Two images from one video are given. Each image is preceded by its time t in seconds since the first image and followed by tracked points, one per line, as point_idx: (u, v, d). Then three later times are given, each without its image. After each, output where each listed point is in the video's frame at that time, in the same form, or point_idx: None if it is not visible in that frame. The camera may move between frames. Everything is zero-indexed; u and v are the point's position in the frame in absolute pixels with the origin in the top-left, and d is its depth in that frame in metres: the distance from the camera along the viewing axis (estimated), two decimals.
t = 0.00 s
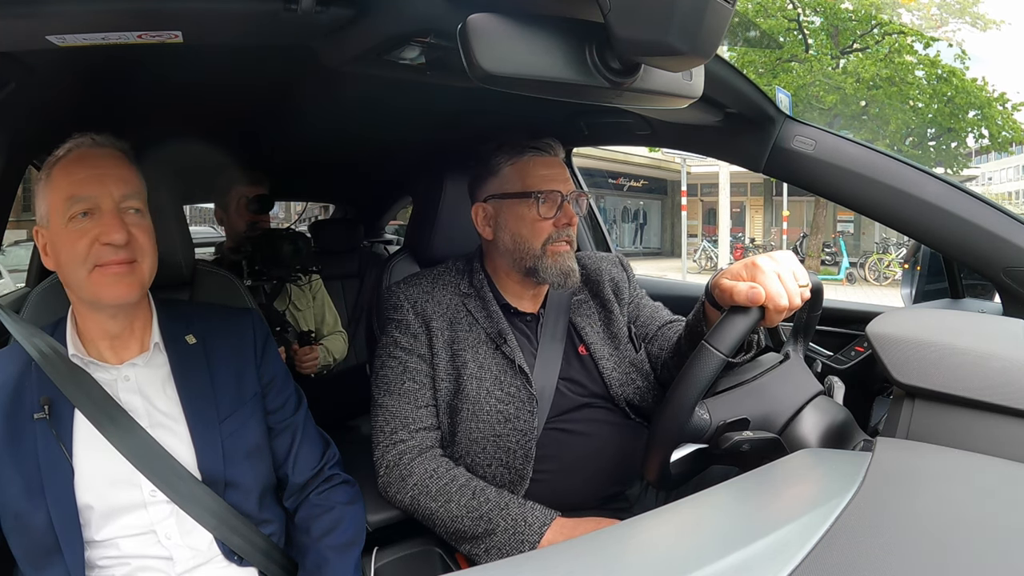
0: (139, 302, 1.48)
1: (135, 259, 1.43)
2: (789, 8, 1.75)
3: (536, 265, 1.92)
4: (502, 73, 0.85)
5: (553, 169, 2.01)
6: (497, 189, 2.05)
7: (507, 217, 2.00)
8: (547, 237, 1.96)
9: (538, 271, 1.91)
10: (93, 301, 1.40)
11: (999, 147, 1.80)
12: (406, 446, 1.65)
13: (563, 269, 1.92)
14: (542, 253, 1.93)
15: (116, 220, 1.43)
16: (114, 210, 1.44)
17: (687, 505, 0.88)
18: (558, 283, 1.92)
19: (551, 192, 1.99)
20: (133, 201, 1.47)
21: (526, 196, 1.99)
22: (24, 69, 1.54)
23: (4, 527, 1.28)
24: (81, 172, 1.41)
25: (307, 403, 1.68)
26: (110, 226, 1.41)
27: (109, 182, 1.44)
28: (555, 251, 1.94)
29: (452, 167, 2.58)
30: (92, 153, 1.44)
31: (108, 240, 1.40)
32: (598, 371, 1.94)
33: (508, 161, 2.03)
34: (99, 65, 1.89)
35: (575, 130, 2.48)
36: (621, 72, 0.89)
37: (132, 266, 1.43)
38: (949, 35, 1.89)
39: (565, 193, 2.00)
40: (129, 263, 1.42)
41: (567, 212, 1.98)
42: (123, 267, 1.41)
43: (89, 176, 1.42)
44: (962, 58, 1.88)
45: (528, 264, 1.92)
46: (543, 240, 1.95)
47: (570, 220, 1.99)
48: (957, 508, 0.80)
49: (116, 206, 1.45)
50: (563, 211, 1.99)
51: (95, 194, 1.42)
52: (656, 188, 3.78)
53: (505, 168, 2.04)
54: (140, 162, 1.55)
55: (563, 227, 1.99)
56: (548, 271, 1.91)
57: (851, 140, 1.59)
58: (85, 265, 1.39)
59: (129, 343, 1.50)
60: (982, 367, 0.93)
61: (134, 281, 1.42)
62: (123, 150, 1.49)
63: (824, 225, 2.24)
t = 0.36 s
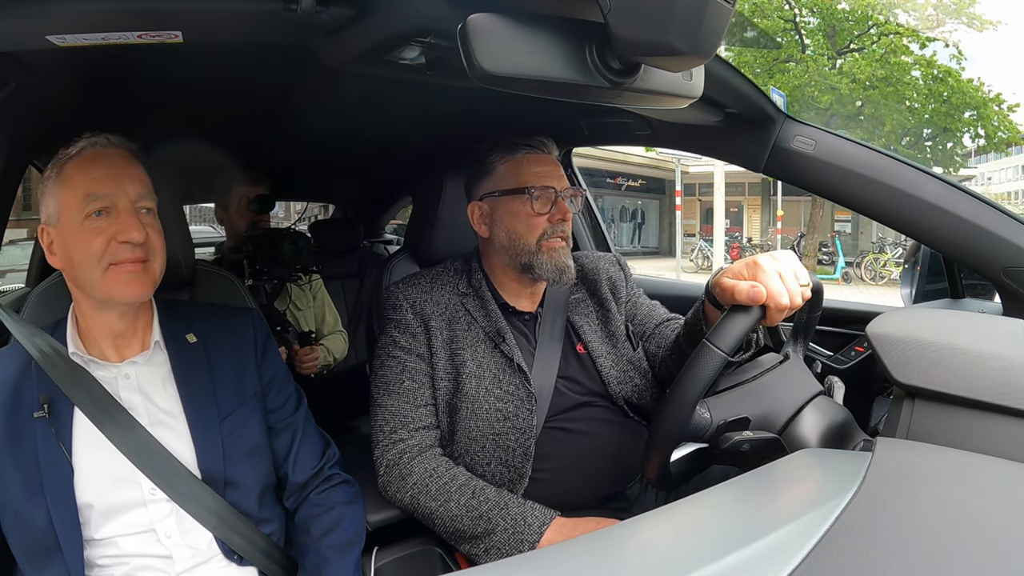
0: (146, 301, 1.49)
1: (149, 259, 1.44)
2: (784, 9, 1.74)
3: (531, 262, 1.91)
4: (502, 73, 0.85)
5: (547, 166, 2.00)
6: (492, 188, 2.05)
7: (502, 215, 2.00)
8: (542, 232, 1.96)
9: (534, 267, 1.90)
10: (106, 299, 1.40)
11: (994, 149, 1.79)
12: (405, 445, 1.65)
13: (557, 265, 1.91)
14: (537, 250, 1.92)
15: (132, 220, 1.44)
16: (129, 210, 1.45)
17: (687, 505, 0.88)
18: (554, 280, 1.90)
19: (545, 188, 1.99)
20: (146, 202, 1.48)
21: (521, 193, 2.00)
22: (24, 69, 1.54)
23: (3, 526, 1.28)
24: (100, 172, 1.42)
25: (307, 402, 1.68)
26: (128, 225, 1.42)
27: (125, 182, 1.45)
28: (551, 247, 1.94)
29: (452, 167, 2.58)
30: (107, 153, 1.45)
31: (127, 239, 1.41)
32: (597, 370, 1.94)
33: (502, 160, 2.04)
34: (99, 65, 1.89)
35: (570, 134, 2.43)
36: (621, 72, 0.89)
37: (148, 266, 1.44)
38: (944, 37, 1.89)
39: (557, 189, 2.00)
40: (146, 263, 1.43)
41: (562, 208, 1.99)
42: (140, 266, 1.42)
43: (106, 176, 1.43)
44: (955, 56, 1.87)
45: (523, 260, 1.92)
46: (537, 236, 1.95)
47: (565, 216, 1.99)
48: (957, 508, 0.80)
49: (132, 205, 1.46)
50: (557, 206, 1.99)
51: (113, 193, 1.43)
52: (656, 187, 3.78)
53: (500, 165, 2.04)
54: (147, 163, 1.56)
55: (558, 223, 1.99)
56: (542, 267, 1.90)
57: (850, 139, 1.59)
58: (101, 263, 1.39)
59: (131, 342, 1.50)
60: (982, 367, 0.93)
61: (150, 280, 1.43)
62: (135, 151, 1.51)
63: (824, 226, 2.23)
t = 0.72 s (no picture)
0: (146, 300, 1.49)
1: (150, 258, 1.44)
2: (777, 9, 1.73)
3: (532, 262, 1.92)
4: (502, 73, 0.85)
5: (548, 165, 2.00)
6: (491, 187, 2.05)
7: (502, 215, 2.00)
8: (542, 233, 1.96)
9: (534, 268, 1.91)
10: (105, 298, 1.40)
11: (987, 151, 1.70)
12: (405, 445, 1.65)
13: (557, 266, 1.91)
14: (539, 250, 1.93)
15: (133, 219, 1.44)
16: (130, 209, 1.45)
17: (688, 504, 0.88)
18: (554, 280, 1.91)
19: (546, 188, 1.99)
20: (147, 202, 1.48)
21: (521, 192, 1.99)
22: (25, 69, 1.54)
23: (4, 525, 1.28)
24: (103, 171, 1.43)
25: (307, 402, 1.68)
26: (127, 224, 1.42)
27: (128, 181, 1.45)
28: (552, 247, 1.95)
29: (452, 167, 2.58)
30: (110, 153, 1.45)
31: (127, 238, 1.41)
32: (596, 370, 1.94)
33: (501, 160, 2.03)
34: (99, 65, 1.89)
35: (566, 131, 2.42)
36: (621, 72, 0.89)
37: (147, 266, 1.44)
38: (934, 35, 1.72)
39: (558, 188, 2.00)
40: (145, 262, 1.43)
41: (563, 208, 1.99)
42: (139, 266, 1.42)
43: (108, 175, 1.43)
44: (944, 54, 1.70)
45: (524, 261, 1.92)
46: (538, 236, 1.95)
47: (565, 215, 1.99)
48: (958, 508, 0.80)
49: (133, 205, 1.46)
50: (557, 206, 1.99)
51: (115, 192, 1.43)
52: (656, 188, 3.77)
53: (499, 165, 2.04)
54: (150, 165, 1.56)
55: (559, 223, 1.99)
56: (542, 268, 1.91)
57: (850, 140, 1.59)
58: (99, 262, 1.39)
59: (132, 340, 1.50)
60: (982, 367, 0.93)
61: (148, 279, 1.43)
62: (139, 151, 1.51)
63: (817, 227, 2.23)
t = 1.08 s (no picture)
0: (139, 300, 1.48)
1: (135, 257, 1.44)
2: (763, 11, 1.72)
3: (534, 261, 1.93)
4: (502, 73, 0.85)
5: (549, 166, 2.00)
6: (493, 188, 2.05)
7: (503, 215, 2.00)
8: (544, 233, 1.96)
9: (536, 267, 1.91)
10: (93, 298, 1.40)
11: (971, 150, 1.75)
12: (405, 445, 1.65)
13: (559, 265, 1.92)
14: (540, 250, 1.93)
15: (117, 218, 1.43)
16: (114, 208, 1.45)
17: (688, 504, 0.88)
18: (555, 279, 1.92)
19: (547, 189, 1.99)
20: (133, 200, 1.47)
21: (523, 193, 1.99)
22: (25, 68, 1.54)
23: (4, 524, 1.28)
24: (83, 171, 1.42)
25: (307, 402, 1.68)
26: (110, 223, 1.42)
27: (110, 180, 1.44)
28: (554, 247, 1.95)
29: (452, 167, 2.58)
30: (92, 152, 1.44)
31: (108, 238, 1.40)
32: (596, 370, 1.94)
33: (503, 160, 2.03)
34: (99, 65, 1.89)
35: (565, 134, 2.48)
36: (621, 72, 0.89)
37: (131, 265, 1.43)
38: (918, 40, 1.89)
39: (560, 189, 2.00)
40: (128, 262, 1.42)
41: (564, 209, 1.99)
42: (122, 265, 1.41)
43: (90, 175, 1.42)
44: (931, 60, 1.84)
45: (525, 261, 1.93)
46: (540, 236, 1.95)
47: (567, 217, 1.99)
48: (959, 509, 0.79)
49: (117, 204, 1.45)
50: (559, 207, 1.99)
51: (97, 192, 1.43)
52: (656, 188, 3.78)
53: (500, 166, 2.04)
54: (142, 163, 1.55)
55: (560, 224, 1.99)
56: (545, 268, 1.92)
57: (850, 140, 1.59)
58: (84, 262, 1.39)
59: (130, 341, 1.50)
60: (982, 367, 0.93)
61: (132, 278, 1.42)
62: (124, 149, 1.49)
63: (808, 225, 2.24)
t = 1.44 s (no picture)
0: (136, 299, 1.48)
1: (127, 256, 1.43)
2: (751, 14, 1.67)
3: (535, 262, 1.93)
4: (503, 73, 0.85)
5: (552, 167, 2.00)
6: (495, 188, 2.04)
7: (505, 215, 1.99)
8: (546, 234, 1.96)
9: (537, 268, 1.92)
10: (87, 297, 1.41)
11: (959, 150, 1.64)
12: (405, 445, 1.65)
13: (560, 266, 1.93)
14: (541, 250, 1.94)
15: (107, 217, 1.43)
16: (106, 207, 1.44)
17: (688, 505, 0.88)
18: (557, 280, 1.93)
19: (549, 190, 1.99)
20: (125, 198, 1.46)
21: (525, 194, 1.99)
22: (25, 68, 1.54)
23: (4, 524, 1.29)
24: (72, 171, 1.42)
25: (307, 402, 1.68)
26: (100, 222, 1.42)
27: (100, 178, 1.43)
28: (555, 248, 1.95)
29: (452, 167, 2.58)
30: (81, 151, 1.44)
31: (97, 238, 1.40)
32: (597, 370, 1.94)
33: (506, 160, 2.02)
34: (100, 65, 1.89)
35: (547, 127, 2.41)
36: (621, 72, 0.89)
37: (123, 263, 1.42)
38: (901, 40, 1.76)
39: (563, 190, 2.00)
40: (119, 260, 1.42)
41: (566, 210, 1.99)
42: (113, 263, 1.41)
43: (81, 174, 1.42)
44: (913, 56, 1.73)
45: (527, 261, 1.93)
46: (542, 237, 1.95)
47: (568, 218, 1.99)
48: (959, 510, 0.79)
49: (109, 202, 1.45)
50: (561, 208, 1.99)
51: (87, 191, 1.43)
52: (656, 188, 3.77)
53: (501, 166, 2.04)
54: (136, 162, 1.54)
55: (561, 225, 1.99)
56: (546, 268, 1.92)
57: (850, 140, 1.59)
58: (76, 262, 1.40)
59: (129, 341, 1.50)
60: (982, 367, 0.93)
61: (123, 276, 1.42)
62: (115, 148, 1.49)
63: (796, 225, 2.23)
